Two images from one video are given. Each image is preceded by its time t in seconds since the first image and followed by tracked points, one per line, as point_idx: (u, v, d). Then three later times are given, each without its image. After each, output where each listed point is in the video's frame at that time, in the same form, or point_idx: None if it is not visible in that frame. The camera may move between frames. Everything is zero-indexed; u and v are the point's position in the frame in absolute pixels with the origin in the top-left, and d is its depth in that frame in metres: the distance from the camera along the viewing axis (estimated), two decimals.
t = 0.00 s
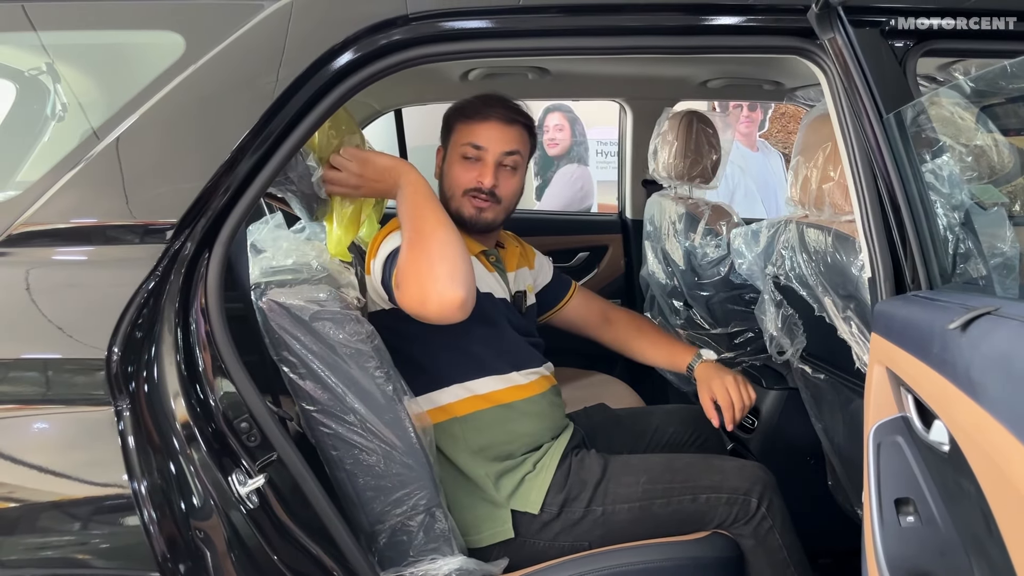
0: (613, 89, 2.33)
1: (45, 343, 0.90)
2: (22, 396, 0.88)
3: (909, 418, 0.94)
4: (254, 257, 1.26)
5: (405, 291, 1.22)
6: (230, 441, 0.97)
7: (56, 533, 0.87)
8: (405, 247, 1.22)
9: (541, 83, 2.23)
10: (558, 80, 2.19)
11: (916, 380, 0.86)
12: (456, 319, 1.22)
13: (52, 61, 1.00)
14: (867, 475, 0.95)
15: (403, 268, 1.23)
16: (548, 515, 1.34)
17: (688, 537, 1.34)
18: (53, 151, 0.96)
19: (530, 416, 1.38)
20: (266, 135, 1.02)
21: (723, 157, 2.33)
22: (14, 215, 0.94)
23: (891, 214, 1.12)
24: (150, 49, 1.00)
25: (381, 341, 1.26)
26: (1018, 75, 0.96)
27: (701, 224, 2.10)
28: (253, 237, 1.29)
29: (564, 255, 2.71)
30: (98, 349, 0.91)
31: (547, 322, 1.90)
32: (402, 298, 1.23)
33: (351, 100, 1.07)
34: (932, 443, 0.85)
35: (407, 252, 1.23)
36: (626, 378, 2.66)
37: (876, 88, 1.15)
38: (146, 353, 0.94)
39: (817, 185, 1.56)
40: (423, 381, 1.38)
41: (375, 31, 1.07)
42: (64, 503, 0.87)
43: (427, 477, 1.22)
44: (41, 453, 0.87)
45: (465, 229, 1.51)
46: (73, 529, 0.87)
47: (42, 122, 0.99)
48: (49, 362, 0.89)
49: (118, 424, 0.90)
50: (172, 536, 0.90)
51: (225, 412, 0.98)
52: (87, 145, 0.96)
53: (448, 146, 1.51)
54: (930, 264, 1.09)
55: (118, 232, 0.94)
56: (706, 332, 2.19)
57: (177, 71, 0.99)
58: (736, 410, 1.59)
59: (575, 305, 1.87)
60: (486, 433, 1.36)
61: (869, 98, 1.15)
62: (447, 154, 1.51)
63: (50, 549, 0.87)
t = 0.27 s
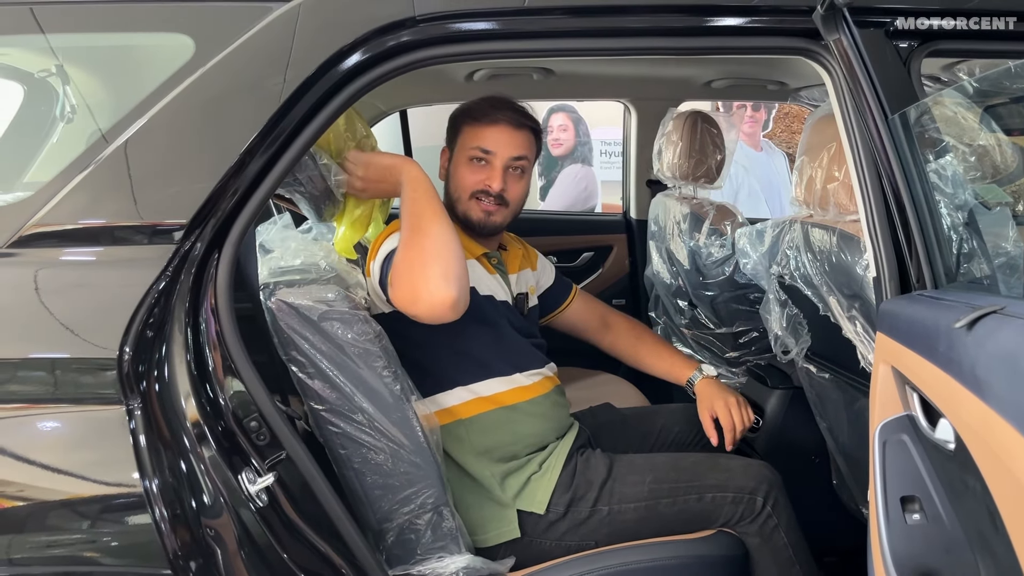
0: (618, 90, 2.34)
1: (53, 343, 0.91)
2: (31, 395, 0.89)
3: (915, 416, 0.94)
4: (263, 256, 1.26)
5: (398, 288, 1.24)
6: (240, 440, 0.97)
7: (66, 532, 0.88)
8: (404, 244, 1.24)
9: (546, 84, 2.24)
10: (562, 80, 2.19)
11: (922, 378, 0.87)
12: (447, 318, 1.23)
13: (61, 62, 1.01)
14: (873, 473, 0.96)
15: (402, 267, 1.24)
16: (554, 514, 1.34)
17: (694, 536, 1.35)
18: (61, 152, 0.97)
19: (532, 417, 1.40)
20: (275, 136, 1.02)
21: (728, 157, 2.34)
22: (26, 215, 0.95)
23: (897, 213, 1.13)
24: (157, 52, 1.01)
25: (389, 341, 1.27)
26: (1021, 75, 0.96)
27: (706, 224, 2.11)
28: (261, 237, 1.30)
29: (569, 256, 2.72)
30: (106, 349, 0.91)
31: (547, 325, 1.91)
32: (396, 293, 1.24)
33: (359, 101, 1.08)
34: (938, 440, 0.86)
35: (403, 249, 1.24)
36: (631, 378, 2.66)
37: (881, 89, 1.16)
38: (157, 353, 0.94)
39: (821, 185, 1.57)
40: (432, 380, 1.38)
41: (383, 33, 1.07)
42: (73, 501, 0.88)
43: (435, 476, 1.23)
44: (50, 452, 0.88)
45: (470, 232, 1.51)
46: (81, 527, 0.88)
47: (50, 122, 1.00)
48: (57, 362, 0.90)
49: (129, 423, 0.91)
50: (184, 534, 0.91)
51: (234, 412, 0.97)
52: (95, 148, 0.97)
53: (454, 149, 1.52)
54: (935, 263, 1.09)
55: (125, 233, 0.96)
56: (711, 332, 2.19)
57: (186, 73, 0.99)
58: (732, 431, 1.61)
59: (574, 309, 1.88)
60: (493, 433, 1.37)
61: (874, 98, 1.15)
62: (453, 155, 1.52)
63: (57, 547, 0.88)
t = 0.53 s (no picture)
0: (625, 87, 2.34)
1: (63, 341, 0.91)
2: (41, 392, 0.90)
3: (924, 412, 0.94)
4: (271, 255, 1.26)
5: (406, 290, 1.25)
6: (250, 437, 0.97)
7: (76, 529, 0.89)
8: (415, 252, 1.24)
9: (552, 81, 2.24)
10: (569, 78, 2.20)
11: (931, 375, 0.86)
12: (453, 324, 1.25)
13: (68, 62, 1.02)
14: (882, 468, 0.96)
15: (413, 278, 1.24)
16: (563, 510, 1.35)
17: (703, 532, 1.35)
18: (69, 153, 0.98)
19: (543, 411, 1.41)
20: (283, 135, 1.02)
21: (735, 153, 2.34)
22: (36, 215, 0.97)
23: (905, 209, 1.12)
24: (164, 52, 1.01)
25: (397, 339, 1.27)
26: None
27: (713, 220, 2.10)
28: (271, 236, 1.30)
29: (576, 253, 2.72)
30: (116, 347, 0.92)
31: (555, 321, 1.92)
32: (403, 294, 1.26)
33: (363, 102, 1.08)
34: (947, 436, 0.85)
35: (413, 251, 1.25)
36: (638, 375, 2.66)
37: (888, 84, 1.15)
38: (167, 350, 0.95)
39: (829, 181, 1.56)
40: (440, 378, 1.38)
41: (391, 31, 1.07)
42: (84, 498, 0.89)
43: (444, 473, 1.22)
44: (59, 449, 0.89)
45: (484, 231, 1.52)
46: (90, 524, 0.89)
47: (59, 122, 1.01)
48: (66, 360, 0.91)
49: (141, 420, 0.91)
50: (196, 530, 0.92)
51: (244, 409, 0.98)
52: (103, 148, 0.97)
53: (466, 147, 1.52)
54: (944, 259, 1.09)
55: (134, 231, 0.96)
56: (718, 329, 2.19)
57: (195, 73, 1.00)
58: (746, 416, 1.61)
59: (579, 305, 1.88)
60: (502, 432, 1.38)
61: (881, 94, 1.15)
62: (464, 153, 1.52)
63: (67, 544, 0.89)
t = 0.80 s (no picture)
0: (635, 83, 2.33)
1: (75, 339, 0.92)
2: (55, 391, 0.91)
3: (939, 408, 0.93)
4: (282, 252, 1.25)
5: (464, 366, 1.12)
6: (261, 435, 0.99)
7: (88, 527, 0.90)
8: (504, 361, 1.13)
9: (563, 78, 2.24)
10: (580, 74, 2.19)
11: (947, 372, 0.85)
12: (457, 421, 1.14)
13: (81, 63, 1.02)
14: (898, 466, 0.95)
15: (506, 366, 1.12)
16: (575, 508, 1.34)
17: (716, 531, 1.34)
18: (80, 153, 0.99)
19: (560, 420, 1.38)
20: (292, 134, 1.02)
21: (747, 149, 2.32)
22: (47, 215, 0.97)
23: (919, 204, 1.11)
24: (174, 51, 1.01)
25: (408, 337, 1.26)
26: None
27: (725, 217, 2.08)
28: (280, 233, 1.29)
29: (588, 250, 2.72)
30: (128, 346, 0.92)
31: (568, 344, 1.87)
32: (453, 365, 1.12)
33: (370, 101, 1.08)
34: (963, 433, 0.84)
35: (500, 352, 1.14)
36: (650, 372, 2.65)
37: (903, 77, 1.13)
38: (178, 348, 0.95)
39: (841, 176, 1.55)
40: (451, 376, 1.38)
41: (399, 28, 1.07)
42: (98, 496, 0.90)
43: (455, 471, 1.22)
44: (73, 447, 0.90)
45: (517, 229, 1.50)
46: (105, 521, 0.90)
47: (71, 122, 1.01)
48: (80, 359, 0.91)
49: (152, 418, 0.92)
50: (207, 527, 0.92)
51: (256, 407, 0.99)
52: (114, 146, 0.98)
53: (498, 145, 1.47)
54: (958, 254, 1.08)
55: (146, 230, 0.97)
56: (730, 325, 2.18)
57: (203, 71, 1.00)
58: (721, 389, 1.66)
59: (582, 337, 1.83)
60: (515, 433, 1.38)
61: (896, 87, 1.13)
62: (499, 151, 1.46)
63: (80, 542, 0.90)
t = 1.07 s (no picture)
0: (658, 73, 2.28)
1: (94, 337, 0.91)
2: (77, 390, 0.90)
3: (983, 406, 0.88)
4: (299, 248, 1.23)
5: (551, 432, 1.15)
6: (278, 434, 0.97)
7: (109, 527, 0.88)
8: (585, 437, 1.21)
9: (584, 69, 2.20)
10: (600, 65, 2.15)
11: (994, 369, 0.80)
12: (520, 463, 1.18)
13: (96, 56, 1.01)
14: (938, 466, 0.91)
15: (569, 443, 1.18)
16: (601, 508, 1.31)
17: (744, 533, 1.29)
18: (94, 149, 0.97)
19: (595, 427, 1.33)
20: (306, 128, 1.00)
21: (773, 140, 2.27)
22: (60, 210, 0.96)
23: (959, 193, 1.06)
24: (187, 43, 0.99)
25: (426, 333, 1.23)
26: None
27: (751, 209, 2.05)
28: (296, 228, 1.27)
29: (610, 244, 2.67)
30: (145, 342, 0.91)
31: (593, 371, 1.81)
32: (535, 426, 1.15)
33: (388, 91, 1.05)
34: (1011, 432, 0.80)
35: (580, 427, 1.20)
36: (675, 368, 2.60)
37: (940, 59, 1.08)
38: (192, 346, 0.94)
39: (873, 165, 1.50)
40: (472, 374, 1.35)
41: (417, 16, 1.04)
42: (120, 496, 0.89)
43: (477, 470, 1.20)
44: (95, 446, 0.89)
45: (549, 226, 1.45)
46: (126, 522, 0.89)
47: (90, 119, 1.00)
48: (101, 356, 0.90)
49: (167, 418, 0.91)
50: (223, 530, 0.91)
51: (273, 405, 0.98)
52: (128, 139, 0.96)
53: (528, 142, 1.39)
54: (998, 244, 1.03)
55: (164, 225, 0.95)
56: (756, 320, 2.12)
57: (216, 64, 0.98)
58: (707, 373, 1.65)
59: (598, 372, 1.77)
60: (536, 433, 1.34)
61: (933, 70, 1.08)
62: (533, 148, 1.39)
63: (100, 543, 0.88)
